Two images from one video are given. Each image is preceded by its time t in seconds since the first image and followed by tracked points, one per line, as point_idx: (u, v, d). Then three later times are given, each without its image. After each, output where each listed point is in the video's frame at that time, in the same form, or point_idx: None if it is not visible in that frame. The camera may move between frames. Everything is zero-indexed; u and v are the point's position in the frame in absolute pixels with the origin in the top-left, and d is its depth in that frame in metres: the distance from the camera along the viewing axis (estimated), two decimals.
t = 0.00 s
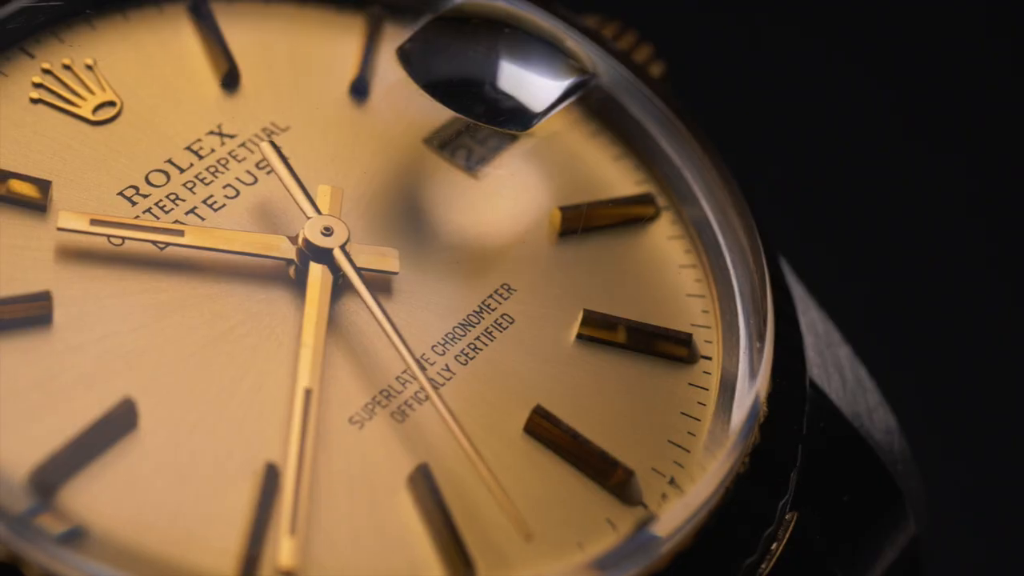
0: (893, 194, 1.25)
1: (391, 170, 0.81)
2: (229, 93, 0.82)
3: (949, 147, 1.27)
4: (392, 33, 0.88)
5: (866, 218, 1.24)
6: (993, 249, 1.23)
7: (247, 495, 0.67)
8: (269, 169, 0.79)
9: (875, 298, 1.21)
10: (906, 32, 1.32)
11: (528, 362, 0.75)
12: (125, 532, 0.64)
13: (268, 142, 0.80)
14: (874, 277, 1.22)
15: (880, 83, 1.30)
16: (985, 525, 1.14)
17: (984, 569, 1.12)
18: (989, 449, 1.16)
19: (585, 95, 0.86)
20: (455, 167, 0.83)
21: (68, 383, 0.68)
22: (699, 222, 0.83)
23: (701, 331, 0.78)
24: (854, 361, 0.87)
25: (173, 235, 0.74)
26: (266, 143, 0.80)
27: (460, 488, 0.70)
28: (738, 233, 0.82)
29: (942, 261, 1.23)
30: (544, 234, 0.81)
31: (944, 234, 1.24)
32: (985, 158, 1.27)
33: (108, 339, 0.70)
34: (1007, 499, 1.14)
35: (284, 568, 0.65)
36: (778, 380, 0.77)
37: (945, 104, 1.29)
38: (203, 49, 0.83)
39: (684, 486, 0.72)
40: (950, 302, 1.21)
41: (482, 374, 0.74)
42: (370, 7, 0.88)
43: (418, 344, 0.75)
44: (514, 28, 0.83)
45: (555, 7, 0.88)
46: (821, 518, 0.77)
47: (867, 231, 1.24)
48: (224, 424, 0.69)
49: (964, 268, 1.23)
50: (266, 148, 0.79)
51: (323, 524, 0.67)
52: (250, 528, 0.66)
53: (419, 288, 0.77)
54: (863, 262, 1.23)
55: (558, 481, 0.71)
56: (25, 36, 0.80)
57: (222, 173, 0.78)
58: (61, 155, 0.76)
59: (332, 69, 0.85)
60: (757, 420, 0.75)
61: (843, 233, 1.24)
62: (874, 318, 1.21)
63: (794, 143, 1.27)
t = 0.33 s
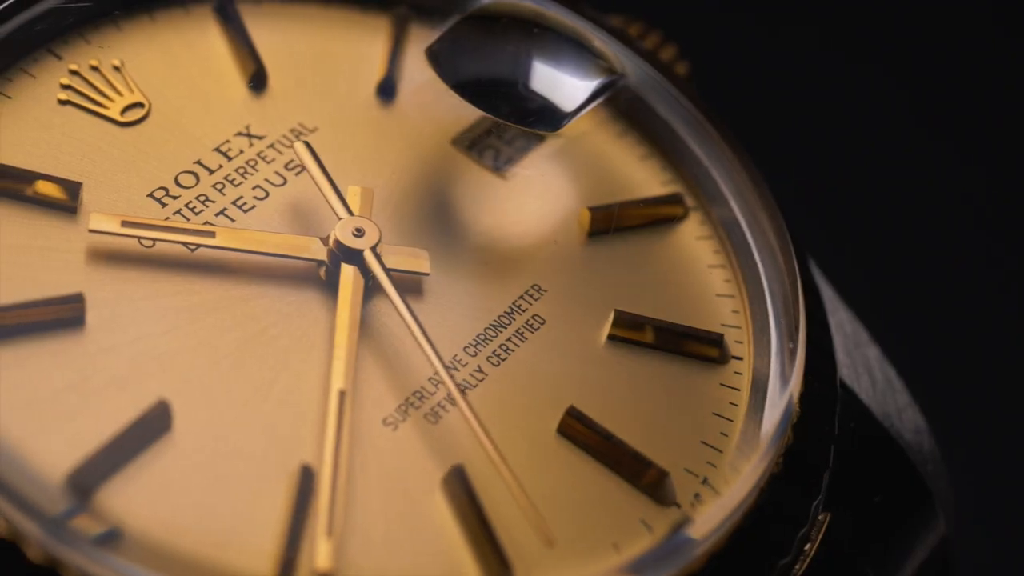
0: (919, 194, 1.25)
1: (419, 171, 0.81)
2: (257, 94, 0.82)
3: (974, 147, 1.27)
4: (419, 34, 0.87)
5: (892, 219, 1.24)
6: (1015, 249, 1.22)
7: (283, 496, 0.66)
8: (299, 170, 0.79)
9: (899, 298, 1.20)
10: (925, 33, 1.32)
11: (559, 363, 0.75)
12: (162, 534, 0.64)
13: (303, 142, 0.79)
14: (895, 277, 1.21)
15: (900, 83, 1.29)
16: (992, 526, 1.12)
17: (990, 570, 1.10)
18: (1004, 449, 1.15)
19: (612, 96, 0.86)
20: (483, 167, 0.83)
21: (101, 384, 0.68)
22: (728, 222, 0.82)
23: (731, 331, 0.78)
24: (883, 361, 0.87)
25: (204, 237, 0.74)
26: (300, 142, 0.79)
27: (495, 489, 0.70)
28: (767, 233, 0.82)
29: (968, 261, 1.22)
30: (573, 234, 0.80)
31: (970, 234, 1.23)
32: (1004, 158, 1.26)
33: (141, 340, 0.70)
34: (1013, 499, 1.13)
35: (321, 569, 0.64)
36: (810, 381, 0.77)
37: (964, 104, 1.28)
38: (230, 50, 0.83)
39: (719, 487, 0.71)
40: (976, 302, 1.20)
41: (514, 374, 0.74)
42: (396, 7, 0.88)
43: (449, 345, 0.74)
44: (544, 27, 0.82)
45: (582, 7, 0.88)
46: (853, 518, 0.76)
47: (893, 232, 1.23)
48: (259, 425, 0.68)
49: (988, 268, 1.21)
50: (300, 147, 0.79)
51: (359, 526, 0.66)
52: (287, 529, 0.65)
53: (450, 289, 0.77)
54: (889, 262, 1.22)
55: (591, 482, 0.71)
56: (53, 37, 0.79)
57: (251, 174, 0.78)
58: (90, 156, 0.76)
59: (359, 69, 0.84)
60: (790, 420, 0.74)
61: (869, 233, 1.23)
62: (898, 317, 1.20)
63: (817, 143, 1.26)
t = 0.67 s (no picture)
0: (933, 194, 1.23)
1: (448, 171, 0.81)
2: (285, 95, 0.81)
3: (990, 148, 1.25)
4: (445, 34, 0.87)
5: (906, 219, 1.22)
6: None
7: (319, 498, 0.66)
8: (328, 171, 0.79)
9: (914, 299, 1.19)
10: (941, 33, 1.30)
11: (592, 363, 0.75)
12: (200, 536, 0.64)
13: (334, 142, 0.79)
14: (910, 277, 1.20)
15: (916, 83, 1.28)
16: (1002, 526, 1.11)
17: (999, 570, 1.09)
18: (1013, 449, 1.14)
19: (641, 96, 0.85)
20: (512, 168, 0.83)
21: (136, 386, 0.68)
22: (757, 221, 0.82)
23: (763, 331, 0.78)
24: (912, 361, 0.87)
25: (236, 238, 0.74)
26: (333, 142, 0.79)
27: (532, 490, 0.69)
28: (797, 233, 0.81)
29: (983, 261, 1.20)
30: (603, 234, 0.80)
31: (985, 234, 1.21)
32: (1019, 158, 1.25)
33: (175, 341, 0.69)
34: None
35: (359, 570, 0.64)
36: (842, 381, 0.77)
37: (979, 104, 1.27)
38: (257, 51, 0.83)
39: (754, 488, 0.71)
40: (990, 302, 1.19)
41: (546, 375, 0.74)
42: (422, 7, 0.87)
43: (482, 346, 0.74)
44: (574, 27, 0.82)
45: (610, 6, 0.88)
46: (885, 518, 0.76)
47: (908, 232, 1.21)
48: (294, 427, 0.68)
49: (1002, 269, 1.20)
50: (333, 147, 0.79)
51: (395, 527, 0.66)
52: (324, 531, 0.65)
53: (481, 290, 0.76)
54: (904, 262, 1.20)
55: (625, 482, 0.71)
56: (82, 39, 0.79)
57: (281, 176, 0.78)
58: (120, 158, 0.76)
59: (387, 70, 0.84)
60: (824, 421, 0.74)
61: (883, 233, 1.21)
62: (913, 318, 1.18)
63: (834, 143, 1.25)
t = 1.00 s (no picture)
0: (946, 193, 1.22)
1: (477, 172, 0.81)
2: (314, 96, 0.81)
3: (1002, 147, 1.24)
4: (472, 34, 0.87)
5: (919, 218, 1.21)
6: None
7: (356, 499, 0.66)
8: (358, 172, 0.79)
9: (927, 298, 1.17)
10: (953, 32, 1.29)
11: (624, 363, 0.75)
12: (239, 538, 0.64)
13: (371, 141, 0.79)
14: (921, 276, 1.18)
15: (928, 82, 1.26)
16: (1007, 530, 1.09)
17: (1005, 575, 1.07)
18: (1018, 451, 1.12)
19: (669, 96, 0.85)
20: (541, 168, 0.83)
21: (172, 387, 0.67)
22: (787, 221, 0.82)
23: (794, 331, 0.78)
24: (942, 362, 0.88)
25: (268, 239, 0.73)
26: (367, 142, 0.79)
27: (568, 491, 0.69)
28: (826, 232, 0.81)
29: (994, 262, 1.19)
30: (633, 233, 0.80)
31: (996, 234, 1.20)
32: None
33: (210, 342, 0.69)
34: None
35: (398, 571, 0.64)
36: (875, 380, 0.76)
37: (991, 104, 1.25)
38: (285, 51, 0.82)
39: (788, 488, 0.71)
40: (999, 302, 1.18)
41: (580, 375, 0.74)
42: (449, 7, 0.87)
43: (515, 347, 0.74)
44: (602, 27, 0.82)
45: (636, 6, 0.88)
46: (917, 517, 0.76)
47: (920, 231, 1.20)
48: (330, 429, 0.68)
49: (1011, 269, 1.19)
50: (368, 146, 0.79)
51: (432, 529, 0.66)
52: (361, 532, 0.65)
53: (513, 291, 0.76)
54: (916, 262, 1.19)
55: (659, 483, 0.71)
56: (110, 40, 0.79)
57: (311, 176, 0.78)
58: (150, 159, 0.76)
59: (415, 70, 0.84)
60: (857, 420, 0.74)
61: (896, 233, 1.20)
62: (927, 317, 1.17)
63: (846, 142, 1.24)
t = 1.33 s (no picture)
0: (953, 194, 1.18)
1: (508, 173, 0.81)
2: (342, 96, 0.81)
3: (1006, 148, 1.20)
4: (498, 35, 0.87)
5: (926, 218, 1.17)
6: None
7: (393, 500, 0.66)
8: (388, 172, 0.79)
9: (937, 299, 1.14)
10: (959, 32, 1.24)
11: (656, 363, 0.75)
12: (278, 539, 0.63)
13: (406, 142, 0.79)
14: (929, 277, 1.16)
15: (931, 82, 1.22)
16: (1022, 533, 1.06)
17: None
18: None
19: (697, 96, 0.85)
20: (570, 168, 0.82)
21: (208, 389, 0.67)
22: (816, 220, 0.82)
23: (825, 331, 0.78)
24: (971, 362, 0.88)
25: (300, 240, 0.73)
26: (401, 141, 0.79)
27: (604, 492, 0.69)
28: (856, 231, 0.81)
29: (1001, 263, 1.16)
30: (663, 233, 0.80)
31: (1003, 233, 1.17)
32: None
33: (245, 343, 0.69)
34: None
35: (435, 572, 0.64)
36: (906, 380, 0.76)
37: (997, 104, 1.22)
38: (313, 52, 0.82)
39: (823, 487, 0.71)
40: (1006, 302, 1.15)
41: (613, 375, 0.73)
42: (475, 7, 0.87)
43: (548, 348, 0.74)
44: (631, 27, 0.82)
45: (663, 6, 0.88)
46: (949, 516, 0.76)
47: (927, 231, 1.17)
48: (366, 430, 0.68)
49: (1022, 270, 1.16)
50: (402, 146, 0.79)
51: (469, 530, 0.66)
52: (398, 532, 0.65)
53: (545, 291, 0.76)
54: (923, 262, 1.16)
55: (693, 483, 0.71)
56: (139, 41, 0.79)
57: (341, 177, 0.78)
58: (181, 159, 0.76)
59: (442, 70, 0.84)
60: (892, 419, 0.74)
61: (903, 232, 1.16)
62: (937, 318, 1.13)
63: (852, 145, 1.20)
